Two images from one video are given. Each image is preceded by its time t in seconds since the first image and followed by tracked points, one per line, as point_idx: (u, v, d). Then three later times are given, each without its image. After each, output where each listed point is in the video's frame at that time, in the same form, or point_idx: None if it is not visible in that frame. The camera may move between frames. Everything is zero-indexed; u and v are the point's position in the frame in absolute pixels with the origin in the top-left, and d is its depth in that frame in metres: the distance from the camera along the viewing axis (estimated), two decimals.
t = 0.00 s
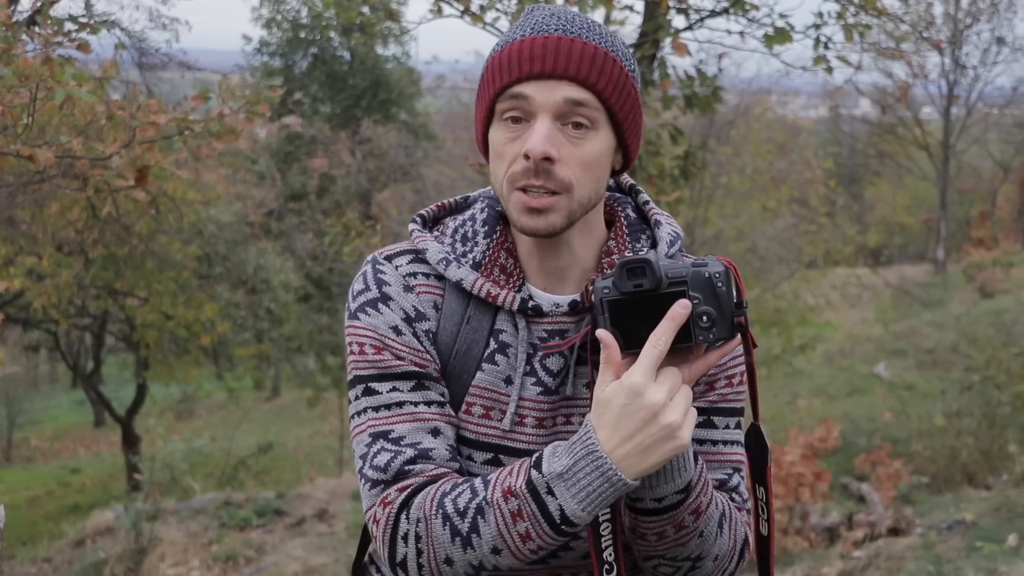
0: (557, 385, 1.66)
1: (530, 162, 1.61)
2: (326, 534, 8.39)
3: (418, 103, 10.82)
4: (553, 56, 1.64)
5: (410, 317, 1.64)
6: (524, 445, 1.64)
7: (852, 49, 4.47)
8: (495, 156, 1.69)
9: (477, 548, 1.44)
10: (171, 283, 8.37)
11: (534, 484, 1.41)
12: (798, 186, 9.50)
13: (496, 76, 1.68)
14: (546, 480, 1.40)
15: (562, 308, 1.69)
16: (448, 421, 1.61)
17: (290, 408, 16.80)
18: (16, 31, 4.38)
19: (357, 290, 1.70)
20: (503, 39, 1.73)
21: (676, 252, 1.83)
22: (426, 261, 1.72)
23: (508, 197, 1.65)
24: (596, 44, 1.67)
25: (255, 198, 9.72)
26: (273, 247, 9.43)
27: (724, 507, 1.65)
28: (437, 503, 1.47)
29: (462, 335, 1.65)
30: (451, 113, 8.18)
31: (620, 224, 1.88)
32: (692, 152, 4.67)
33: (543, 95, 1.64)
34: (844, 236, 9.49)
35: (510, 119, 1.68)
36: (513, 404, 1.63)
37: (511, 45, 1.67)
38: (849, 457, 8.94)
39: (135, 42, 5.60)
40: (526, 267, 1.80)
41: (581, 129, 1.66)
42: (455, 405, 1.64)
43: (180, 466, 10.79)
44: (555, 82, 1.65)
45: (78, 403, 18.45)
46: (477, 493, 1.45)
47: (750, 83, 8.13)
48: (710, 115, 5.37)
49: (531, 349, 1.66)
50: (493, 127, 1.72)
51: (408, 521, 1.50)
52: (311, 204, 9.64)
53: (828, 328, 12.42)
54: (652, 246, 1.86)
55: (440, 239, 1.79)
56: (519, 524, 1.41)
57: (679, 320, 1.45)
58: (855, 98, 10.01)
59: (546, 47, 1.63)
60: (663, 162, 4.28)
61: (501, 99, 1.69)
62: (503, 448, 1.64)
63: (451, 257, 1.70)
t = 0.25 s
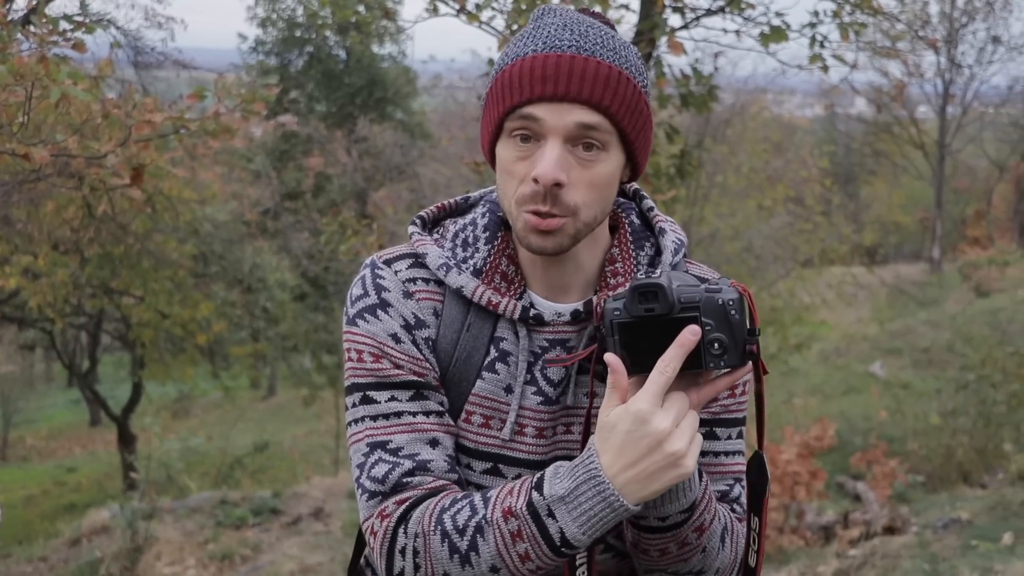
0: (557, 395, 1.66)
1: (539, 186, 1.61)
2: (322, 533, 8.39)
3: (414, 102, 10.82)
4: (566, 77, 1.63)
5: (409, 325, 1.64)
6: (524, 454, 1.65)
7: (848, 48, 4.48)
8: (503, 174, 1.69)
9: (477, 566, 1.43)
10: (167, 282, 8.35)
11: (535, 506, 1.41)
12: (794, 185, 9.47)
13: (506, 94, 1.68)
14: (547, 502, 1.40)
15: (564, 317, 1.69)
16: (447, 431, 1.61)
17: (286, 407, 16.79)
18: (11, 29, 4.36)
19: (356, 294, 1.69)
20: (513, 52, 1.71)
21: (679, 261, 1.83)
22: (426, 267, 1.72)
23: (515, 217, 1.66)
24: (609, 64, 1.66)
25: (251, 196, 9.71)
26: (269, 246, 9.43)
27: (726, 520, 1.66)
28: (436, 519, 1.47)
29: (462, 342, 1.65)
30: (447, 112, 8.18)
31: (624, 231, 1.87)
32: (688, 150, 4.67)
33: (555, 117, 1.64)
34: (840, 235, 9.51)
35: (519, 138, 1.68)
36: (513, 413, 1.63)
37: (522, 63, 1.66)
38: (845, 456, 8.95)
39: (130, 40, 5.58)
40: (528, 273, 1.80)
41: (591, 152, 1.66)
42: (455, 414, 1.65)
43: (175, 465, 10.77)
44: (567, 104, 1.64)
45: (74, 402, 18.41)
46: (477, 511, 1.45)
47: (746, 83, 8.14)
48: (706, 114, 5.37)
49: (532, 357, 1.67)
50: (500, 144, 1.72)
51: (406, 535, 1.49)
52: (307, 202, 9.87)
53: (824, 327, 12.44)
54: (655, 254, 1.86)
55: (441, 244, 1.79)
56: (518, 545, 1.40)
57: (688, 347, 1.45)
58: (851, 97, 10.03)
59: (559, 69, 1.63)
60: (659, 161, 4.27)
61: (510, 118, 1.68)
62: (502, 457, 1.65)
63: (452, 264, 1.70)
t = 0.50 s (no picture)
0: (555, 398, 1.66)
1: (540, 190, 1.61)
2: (318, 532, 8.39)
3: (411, 101, 10.82)
4: (567, 82, 1.63)
5: (406, 327, 1.65)
6: (521, 457, 1.64)
7: (845, 48, 4.48)
8: (503, 177, 1.69)
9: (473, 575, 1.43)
10: (164, 280, 8.34)
11: (532, 517, 1.41)
12: (791, 184, 9.50)
13: (506, 97, 1.67)
14: (544, 513, 1.40)
15: (561, 320, 1.69)
16: (443, 434, 1.61)
17: (282, 407, 16.77)
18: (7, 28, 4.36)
19: (352, 297, 1.69)
20: (513, 55, 1.71)
21: (677, 263, 1.83)
22: (422, 268, 1.72)
23: (517, 220, 1.66)
24: (609, 67, 1.67)
25: (247, 195, 9.70)
26: (266, 245, 9.46)
27: (726, 523, 1.66)
28: (432, 526, 1.47)
29: (459, 345, 1.65)
30: (445, 111, 8.17)
31: (622, 234, 1.87)
32: (685, 150, 4.68)
33: (556, 122, 1.64)
34: (837, 235, 9.52)
35: (519, 141, 1.68)
36: (511, 416, 1.63)
37: (522, 65, 1.66)
38: (841, 456, 8.96)
39: (127, 39, 5.58)
40: (525, 276, 1.79)
41: (593, 155, 1.67)
42: (450, 418, 1.65)
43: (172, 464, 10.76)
44: (569, 109, 1.64)
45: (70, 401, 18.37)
46: (473, 520, 1.45)
47: (742, 82, 8.15)
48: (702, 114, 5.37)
49: (529, 360, 1.67)
50: (500, 146, 1.71)
51: (402, 542, 1.50)
52: (304, 200, 9.92)
53: (821, 327, 12.44)
54: (653, 257, 1.86)
55: (437, 246, 1.79)
56: (515, 554, 1.41)
57: (689, 359, 1.46)
58: (847, 97, 10.04)
59: (560, 73, 1.63)
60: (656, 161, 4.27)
61: (510, 121, 1.68)
62: (500, 460, 1.65)
63: (448, 266, 1.70)
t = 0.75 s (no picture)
0: (547, 391, 1.66)
1: (531, 185, 1.61)
2: (315, 530, 8.38)
3: (408, 100, 10.82)
4: (557, 78, 1.62)
5: (397, 322, 1.65)
6: (514, 450, 1.64)
7: (842, 47, 4.48)
8: (493, 173, 1.69)
9: (463, 567, 1.45)
10: (161, 279, 8.32)
11: (521, 510, 1.42)
12: (788, 183, 9.52)
13: (495, 94, 1.67)
14: (532, 505, 1.41)
15: (552, 314, 1.68)
16: (434, 429, 1.61)
17: (279, 405, 16.76)
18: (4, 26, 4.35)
19: (344, 293, 1.70)
20: (502, 52, 1.70)
21: (666, 258, 1.84)
22: (414, 264, 1.72)
23: (508, 215, 1.66)
24: (599, 64, 1.66)
25: (244, 193, 9.70)
26: (262, 243, 9.50)
27: (717, 515, 1.66)
28: (423, 519, 1.48)
29: (450, 339, 1.65)
30: (442, 109, 8.16)
31: (612, 228, 1.86)
32: (683, 148, 4.68)
33: (546, 117, 1.63)
34: (834, 234, 9.53)
35: (509, 138, 1.68)
36: (503, 410, 1.63)
37: (511, 62, 1.65)
38: (838, 454, 8.98)
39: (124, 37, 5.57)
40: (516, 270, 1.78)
41: (584, 151, 1.67)
42: (443, 412, 1.65)
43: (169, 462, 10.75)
44: (558, 104, 1.64)
45: (67, 399, 18.35)
46: (463, 513, 1.46)
47: (740, 81, 8.15)
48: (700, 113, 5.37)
49: (521, 354, 1.66)
50: (491, 143, 1.71)
51: (393, 535, 1.51)
52: (301, 199, 9.92)
53: (818, 326, 12.45)
54: (643, 251, 1.86)
55: (429, 241, 1.79)
56: (504, 547, 1.42)
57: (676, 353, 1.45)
58: (844, 96, 10.04)
59: (550, 69, 1.62)
60: (654, 159, 4.27)
61: (500, 117, 1.68)
62: (493, 453, 1.64)
63: (439, 261, 1.69)
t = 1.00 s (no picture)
0: (536, 378, 1.66)
1: (515, 159, 1.60)
2: (311, 529, 8.38)
3: (404, 98, 10.81)
4: (536, 52, 1.63)
5: (385, 314, 1.64)
6: (504, 438, 1.64)
7: (838, 46, 4.48)
8: (478, 152, 1.68)
9: (447, 556, 1.44)
10: (156, 277, 8.30)
11: (502, 500, 1.41)
12: (783, 182, 9.54)
13: (475, 74, 1.67)
14: (514, 495, 1.41)
15: (539, 300, 1.69)
16: (422, 420, 1.61)
17: (275, 404, 16.73)
18: None
19: (331, 288, 1.69)
20: (479, 37, 1.71)
21: (651, 244, 1.83)
22: (401, 258, 1.72)
23: (493, 193, 1.65)
24: (576, 39, 1.67)
25: (240, 192, 9.70)
26: (259, 242, 9.47)
27: (713, 497, 1.66)
28: (408, 509, 1.48)
29: (438, 330, 1.65)
30: (438, 108, 8.16)
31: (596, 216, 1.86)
32: (678, 147, 4.69)
33: (527, 91, 1.63)
34: (829, 233, 9.54)
35: (492, 116, 1.67)
36: (492, 398, 1.63)
37: (490, 41, 1.66)
38: (834, 453, 9.00)
39: (119, 35, 5.56)
40: (503, 259, 1.78)
41: (566, 125, 1.66)
42: (431, 402, 1.64)
43: (164, 461, 10.73)
44: (539, 79, 1.64)
45: (62, 398, 18.30)
46: (447, 502, 1.46)
47: (736, 80, 8.15)
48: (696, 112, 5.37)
49: (509, 343, 1.66)
50: (474, 125, 1.71)
51: (378, 525, 1.51)
52: (297, 197, 9.90)
53: (814, 325, 12.46)
54: (628, 238, 1.85)
55: (416, 236, 1.79)
56: (487, 535, 1.41)
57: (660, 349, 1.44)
58: (840, 95, 10.06)
59: (528, 44, 1.63)
60: (649, 158, 4.27)
61: (482, 96, 1.68)
62: (483, 442, 1.64)
63: (426, 253, 1.69)
